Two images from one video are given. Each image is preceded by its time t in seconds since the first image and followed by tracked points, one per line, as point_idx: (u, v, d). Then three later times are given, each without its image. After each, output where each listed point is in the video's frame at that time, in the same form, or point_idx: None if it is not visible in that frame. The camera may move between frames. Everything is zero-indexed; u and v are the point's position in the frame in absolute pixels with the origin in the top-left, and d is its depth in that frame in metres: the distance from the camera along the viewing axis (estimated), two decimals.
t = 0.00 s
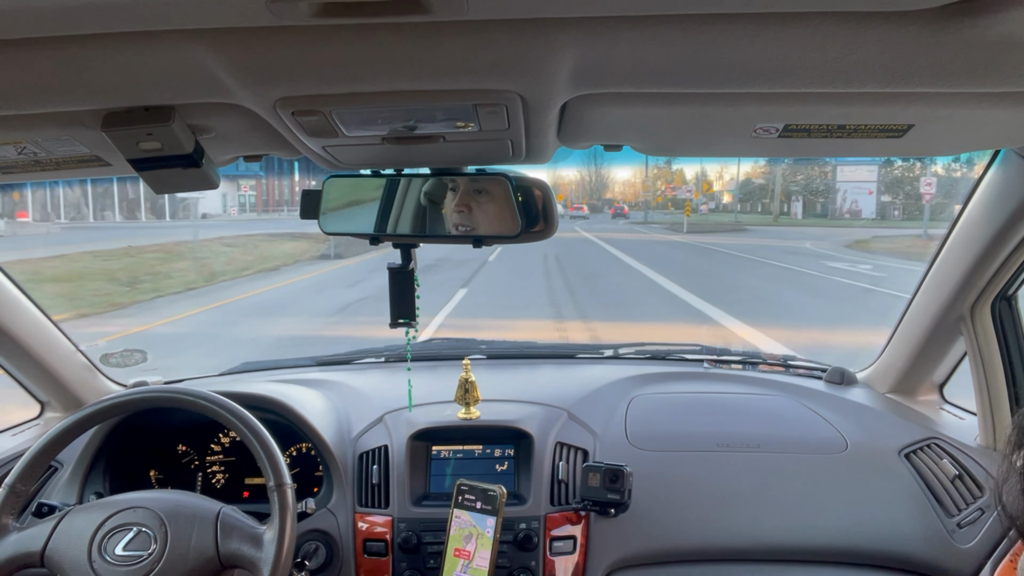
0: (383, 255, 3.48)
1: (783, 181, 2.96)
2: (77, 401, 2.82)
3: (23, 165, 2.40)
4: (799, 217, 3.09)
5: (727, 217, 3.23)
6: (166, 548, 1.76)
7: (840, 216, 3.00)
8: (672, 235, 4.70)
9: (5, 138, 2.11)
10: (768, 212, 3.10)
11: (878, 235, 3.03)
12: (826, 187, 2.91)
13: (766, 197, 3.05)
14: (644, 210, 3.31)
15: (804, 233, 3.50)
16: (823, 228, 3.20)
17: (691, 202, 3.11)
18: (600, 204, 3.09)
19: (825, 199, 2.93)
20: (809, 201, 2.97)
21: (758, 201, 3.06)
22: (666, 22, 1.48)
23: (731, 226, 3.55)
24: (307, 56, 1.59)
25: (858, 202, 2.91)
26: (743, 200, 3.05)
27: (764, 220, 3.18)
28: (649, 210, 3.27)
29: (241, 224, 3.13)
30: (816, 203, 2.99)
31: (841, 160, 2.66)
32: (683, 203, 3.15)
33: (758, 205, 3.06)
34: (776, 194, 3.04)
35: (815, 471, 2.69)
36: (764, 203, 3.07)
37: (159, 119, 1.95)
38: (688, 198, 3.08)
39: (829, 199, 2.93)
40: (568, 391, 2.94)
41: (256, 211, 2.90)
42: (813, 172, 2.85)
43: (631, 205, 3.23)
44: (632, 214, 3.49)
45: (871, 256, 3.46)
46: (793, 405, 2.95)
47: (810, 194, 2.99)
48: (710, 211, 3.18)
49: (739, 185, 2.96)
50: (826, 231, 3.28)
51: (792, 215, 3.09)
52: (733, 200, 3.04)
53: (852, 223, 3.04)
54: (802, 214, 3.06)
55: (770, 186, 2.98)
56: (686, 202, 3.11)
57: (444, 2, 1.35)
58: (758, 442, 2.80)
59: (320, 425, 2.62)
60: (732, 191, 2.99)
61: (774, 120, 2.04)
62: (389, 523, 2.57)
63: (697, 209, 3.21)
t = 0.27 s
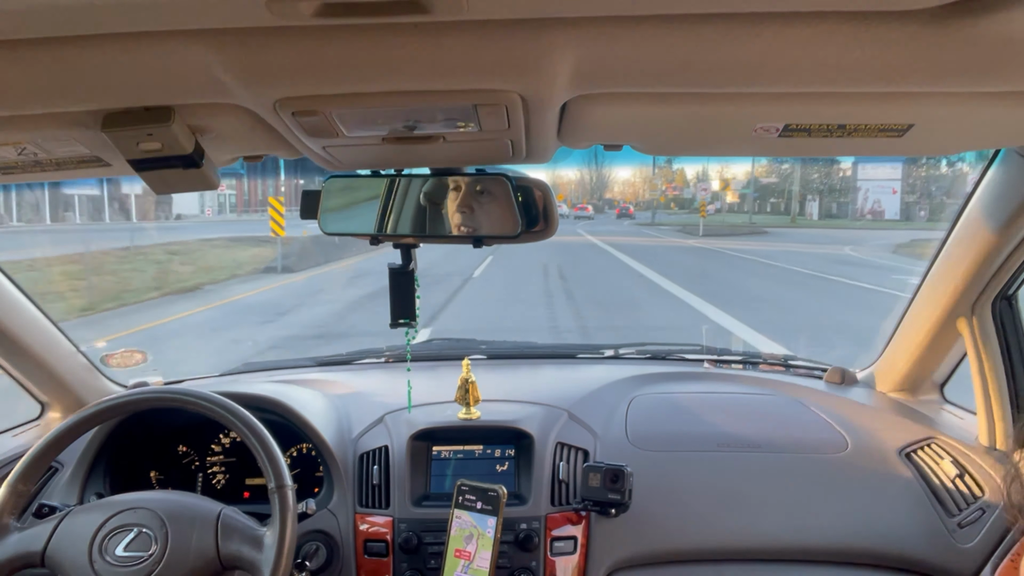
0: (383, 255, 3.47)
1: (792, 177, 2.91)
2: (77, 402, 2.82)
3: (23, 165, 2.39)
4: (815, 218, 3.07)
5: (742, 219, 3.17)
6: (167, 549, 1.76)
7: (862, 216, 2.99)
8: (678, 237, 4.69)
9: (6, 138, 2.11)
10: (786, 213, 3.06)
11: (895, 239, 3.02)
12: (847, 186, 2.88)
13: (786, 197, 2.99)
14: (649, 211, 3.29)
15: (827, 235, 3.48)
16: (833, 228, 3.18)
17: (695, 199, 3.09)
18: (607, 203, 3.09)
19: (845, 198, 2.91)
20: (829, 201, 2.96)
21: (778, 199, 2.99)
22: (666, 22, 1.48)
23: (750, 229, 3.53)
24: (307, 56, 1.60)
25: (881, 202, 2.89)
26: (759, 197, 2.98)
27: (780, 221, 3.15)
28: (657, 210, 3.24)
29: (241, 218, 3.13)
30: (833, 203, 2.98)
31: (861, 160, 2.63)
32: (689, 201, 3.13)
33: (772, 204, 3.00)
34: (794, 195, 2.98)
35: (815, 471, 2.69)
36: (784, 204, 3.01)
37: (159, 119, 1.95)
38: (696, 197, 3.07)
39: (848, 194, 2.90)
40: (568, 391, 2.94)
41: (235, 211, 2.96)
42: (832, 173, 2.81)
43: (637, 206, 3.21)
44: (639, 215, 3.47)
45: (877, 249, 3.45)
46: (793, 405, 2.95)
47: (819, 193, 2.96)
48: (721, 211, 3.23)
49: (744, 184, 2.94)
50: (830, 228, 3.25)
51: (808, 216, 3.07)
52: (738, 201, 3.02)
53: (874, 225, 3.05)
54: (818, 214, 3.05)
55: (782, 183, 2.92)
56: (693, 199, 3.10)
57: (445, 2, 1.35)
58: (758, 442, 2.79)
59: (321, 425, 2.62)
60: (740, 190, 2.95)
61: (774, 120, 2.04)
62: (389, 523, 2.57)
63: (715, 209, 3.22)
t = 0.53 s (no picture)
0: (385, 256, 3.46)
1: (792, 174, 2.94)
2: (78, 402, 2.82)
3: (24, 165, 2.39)
4: (832, 218, 3.18)
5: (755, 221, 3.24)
6: (168, 548, 1.76)
7: (887, 216, 3.05)
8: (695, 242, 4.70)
9: (6, 138, 2.11)
10: (804, 215, 3.15)
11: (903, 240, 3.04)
12: (868, 182, 2.91)
13: (802, 197, 3.06)
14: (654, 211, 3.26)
15: (846, 235, 3.59)
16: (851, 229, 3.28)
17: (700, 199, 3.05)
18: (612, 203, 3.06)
19: (864, 196, 2.98)
20: (845, 200, 3.04)
21: (795, 198, 3.06)
22: (667, 20, 1.48)
23: (773, 233, 3.58)
24: (307, 55, 1.60)
25: (905, 201, 2.92)
26: (775, 196, 3.03)
27: (800, 224, 3.24)
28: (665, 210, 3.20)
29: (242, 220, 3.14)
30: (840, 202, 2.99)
31: (883, 160, 2.66)
32: (694, 202, 3.09)
33: (788, 203, 3.07)
34: (813, 195, 3.08)
35: (816, 470, 2.69)
36: (799, 204, 3.09)
37: (159, 119, 1.95)
38: (704, 198, 3.05)
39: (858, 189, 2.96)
40: (569, 390, 2.94)
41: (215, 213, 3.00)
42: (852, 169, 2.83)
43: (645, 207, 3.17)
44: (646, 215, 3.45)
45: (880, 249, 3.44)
46: (794, 404, 2.95)
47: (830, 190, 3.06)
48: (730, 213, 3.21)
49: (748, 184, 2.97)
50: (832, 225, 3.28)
51: (825, 217, 3.17)
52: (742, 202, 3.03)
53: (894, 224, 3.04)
54: (835, 214, 3.17)
55: (797, 182, 2.99)
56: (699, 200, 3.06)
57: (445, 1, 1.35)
58: (759, 440, 2.79)
59: (322, 424, 2.62)
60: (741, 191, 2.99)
61: (775, 118, 2.04)
62: (390, 522, 2.57)
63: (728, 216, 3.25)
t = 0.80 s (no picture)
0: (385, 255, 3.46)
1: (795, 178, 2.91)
2: (77, 401, 2.82)
3: (24, 165, 2.39)
4: (846, 220, 3.00)
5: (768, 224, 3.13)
6: (168, 548, 1.76)
7: (907, 218, 2.86)
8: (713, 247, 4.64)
9: (5, 138, 2.11)
10: (813, 213, 3.00)
11: (912, 243, 2.89)
12: (888, 179, 2.80)
13: (811, 194, 2.96)
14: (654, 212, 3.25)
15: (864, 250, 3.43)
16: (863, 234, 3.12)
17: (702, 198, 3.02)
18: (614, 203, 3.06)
19: (883, 196, 2.84)
20: (860, 199, 2.88)
21: (807, 199, 2.96)
22: (666, 22, 1.48)
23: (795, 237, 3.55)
24: (306, 55, 1.60)
25: (927, 202, 2.78)
26: (793, 194, 2.95)
27: (810, 225, 3.09)
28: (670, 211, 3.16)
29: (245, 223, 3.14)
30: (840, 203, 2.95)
31: (903, 160, 2.62)
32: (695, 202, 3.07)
33: (795, 203, 2.98)
34: (824, 192, 2.94)
35: (816, 470, 2.69)
36: (809, 202, 2.97)
37: (159, 119, 1.95)
38: (707, 197, 3.02)
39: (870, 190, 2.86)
40: (568, 390, 2.94)
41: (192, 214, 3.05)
42: (870, 168, 2.79)
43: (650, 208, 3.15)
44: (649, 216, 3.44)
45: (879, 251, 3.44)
46: (793, 404, 2.95)
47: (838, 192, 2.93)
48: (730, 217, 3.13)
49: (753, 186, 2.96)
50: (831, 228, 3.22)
51: (840, 218, 3.00)
52: (743, 207, 3.01)
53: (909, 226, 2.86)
54: (849, 216, 2.98)
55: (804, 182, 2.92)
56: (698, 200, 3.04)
57: (444, 2, 1.35)
58: (758, 441, 2.79)
59: (321, 424, 2.63)
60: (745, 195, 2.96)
61: (775, 119, 2.04)
62: (390, 522, 2.58)
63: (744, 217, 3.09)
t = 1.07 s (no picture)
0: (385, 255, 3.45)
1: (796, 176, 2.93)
2: (76, 403, 2.82)
3: (22, 166, 2.39)
4: (868, 223, 3.10)
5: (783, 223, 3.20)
6: (167, 550, 1.76)
7: (935, 219, 2.81)
8: (753, 259, 4.63)
9: (3, 139, 2.11)
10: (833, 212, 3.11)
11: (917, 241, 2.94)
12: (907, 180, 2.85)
13: (831, 193, 3.05)
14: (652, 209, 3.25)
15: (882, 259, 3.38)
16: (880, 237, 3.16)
17: (706, 196, 3.03)
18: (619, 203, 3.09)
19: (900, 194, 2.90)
20: (878, 196, 2.97)
21: (822, 197, 3.06)
22: (663, 21, 1.48)
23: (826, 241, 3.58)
24: (304, 56, 1.59)
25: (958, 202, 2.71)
26: (811, 194, 3.03)
27: (840, 227, 3.21)
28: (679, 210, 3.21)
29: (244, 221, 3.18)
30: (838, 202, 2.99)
31: (931, 158, 2.58)
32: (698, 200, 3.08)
33: (815, 203, 3.06)
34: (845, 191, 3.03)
35: (815, 469, 2.69)
36: (827, 200, 3.07)
37: (157, 120, 1.94)
38: (711, 197, 3.03)
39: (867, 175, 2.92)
40: (567, 390, 2.94)
41: (164, 214, 3.12)
42: (892, 168, 2.80)
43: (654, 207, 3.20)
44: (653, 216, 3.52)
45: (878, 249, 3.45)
46: (792, 403, 2.95)
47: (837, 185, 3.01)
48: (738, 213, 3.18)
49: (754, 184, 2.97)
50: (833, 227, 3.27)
51: (862, 219, 3.11)
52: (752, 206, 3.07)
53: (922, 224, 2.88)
54: (871, 217, 3.08)
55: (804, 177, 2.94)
56: (700, 198, 3.04)
57: (442, 2, 1.35)
58: (758, 440, 2.80)
59: (320, 425, 2.63)
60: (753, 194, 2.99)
61: (773, 118, 2.04)
62: (389, 523, 2.57)
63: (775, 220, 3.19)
